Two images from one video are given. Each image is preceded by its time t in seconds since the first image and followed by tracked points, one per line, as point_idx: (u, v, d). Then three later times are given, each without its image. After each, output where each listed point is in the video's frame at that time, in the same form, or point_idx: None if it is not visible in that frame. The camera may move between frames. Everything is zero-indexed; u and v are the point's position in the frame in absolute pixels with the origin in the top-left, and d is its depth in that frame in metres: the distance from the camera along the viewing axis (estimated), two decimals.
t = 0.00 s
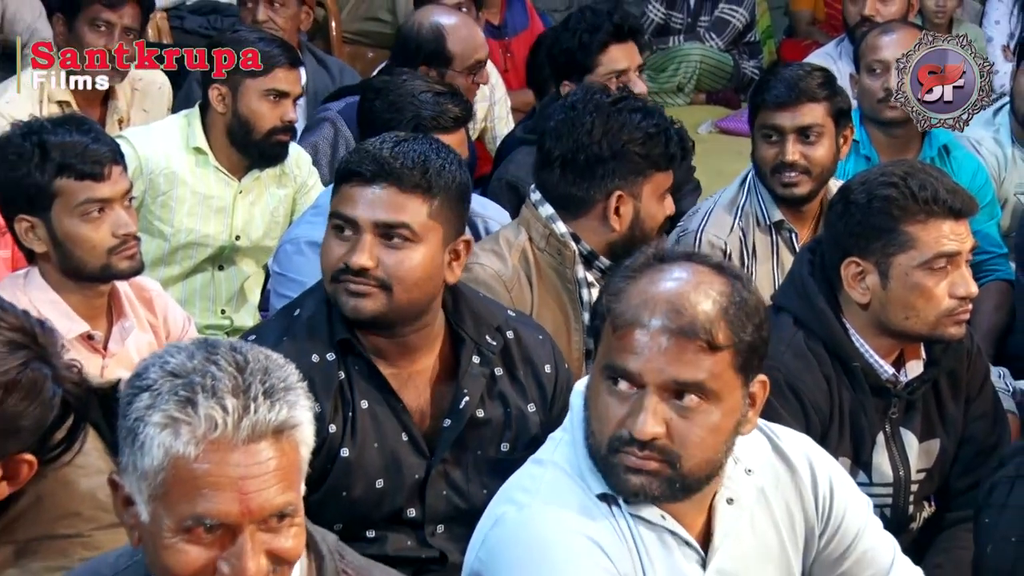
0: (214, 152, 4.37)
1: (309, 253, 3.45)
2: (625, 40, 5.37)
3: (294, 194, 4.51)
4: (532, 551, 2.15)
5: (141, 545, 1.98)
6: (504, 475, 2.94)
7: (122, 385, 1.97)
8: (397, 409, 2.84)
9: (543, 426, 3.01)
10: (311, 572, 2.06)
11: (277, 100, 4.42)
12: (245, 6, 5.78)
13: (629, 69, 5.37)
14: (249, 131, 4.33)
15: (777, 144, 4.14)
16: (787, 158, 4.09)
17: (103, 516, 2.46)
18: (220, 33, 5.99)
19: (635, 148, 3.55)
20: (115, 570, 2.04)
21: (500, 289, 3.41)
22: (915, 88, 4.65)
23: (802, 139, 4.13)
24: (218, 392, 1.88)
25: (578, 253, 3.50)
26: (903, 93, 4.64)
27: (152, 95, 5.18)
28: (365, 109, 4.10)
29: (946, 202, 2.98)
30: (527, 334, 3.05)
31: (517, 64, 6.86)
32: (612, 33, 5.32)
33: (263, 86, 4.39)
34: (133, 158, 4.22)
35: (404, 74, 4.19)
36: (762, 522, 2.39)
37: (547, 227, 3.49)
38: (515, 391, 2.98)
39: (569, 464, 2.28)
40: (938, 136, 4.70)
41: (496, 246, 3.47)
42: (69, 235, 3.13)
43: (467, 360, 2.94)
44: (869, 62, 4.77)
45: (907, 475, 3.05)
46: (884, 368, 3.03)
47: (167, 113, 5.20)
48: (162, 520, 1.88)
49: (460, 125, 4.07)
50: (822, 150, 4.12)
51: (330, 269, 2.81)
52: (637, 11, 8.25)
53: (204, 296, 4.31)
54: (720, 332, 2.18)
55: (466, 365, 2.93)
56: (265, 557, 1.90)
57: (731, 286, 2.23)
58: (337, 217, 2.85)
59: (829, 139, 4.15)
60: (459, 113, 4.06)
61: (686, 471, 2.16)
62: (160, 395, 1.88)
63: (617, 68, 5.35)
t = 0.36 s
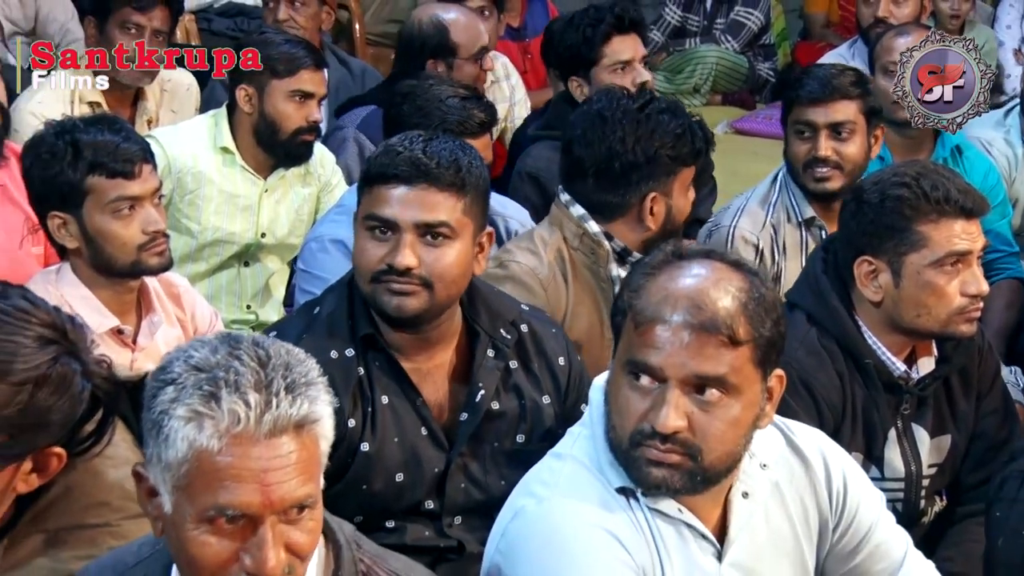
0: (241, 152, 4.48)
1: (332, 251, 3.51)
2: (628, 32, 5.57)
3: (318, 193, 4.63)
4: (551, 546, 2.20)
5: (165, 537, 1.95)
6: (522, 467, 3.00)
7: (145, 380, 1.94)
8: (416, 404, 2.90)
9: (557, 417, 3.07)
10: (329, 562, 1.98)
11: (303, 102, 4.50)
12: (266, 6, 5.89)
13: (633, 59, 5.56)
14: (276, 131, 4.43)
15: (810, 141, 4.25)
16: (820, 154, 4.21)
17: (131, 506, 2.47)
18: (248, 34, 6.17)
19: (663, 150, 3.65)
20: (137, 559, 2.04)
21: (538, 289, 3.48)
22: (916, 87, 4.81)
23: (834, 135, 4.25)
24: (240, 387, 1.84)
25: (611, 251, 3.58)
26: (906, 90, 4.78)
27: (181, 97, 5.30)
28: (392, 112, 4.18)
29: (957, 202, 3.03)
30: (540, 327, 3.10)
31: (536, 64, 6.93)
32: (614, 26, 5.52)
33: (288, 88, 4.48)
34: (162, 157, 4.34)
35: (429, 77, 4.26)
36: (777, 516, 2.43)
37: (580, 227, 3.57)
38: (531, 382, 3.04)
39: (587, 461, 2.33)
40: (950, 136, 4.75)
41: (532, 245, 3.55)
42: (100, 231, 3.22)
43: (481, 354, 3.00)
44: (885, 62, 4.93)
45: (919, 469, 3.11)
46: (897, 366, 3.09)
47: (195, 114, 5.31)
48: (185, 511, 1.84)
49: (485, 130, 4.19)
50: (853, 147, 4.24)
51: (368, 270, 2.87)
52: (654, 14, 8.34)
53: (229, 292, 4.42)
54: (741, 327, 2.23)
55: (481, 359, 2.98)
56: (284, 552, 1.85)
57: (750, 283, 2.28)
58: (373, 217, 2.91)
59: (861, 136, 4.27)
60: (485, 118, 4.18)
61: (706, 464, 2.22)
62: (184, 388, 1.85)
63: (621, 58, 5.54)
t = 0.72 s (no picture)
0: (262, 151, 4.55)
1: (350, 248, 3.57)
2: (631, 29, 5.64)
3: (337, 191, 4.69)
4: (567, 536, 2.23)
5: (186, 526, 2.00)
6: (538, 459, 3.06)
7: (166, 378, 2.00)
8: (435, 395, 2.95)
9: (571, 410, 3.12)
10: (351, 549, 2.02)
11: (322, 101, 4.56)
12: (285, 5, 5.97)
13: (636, 54, 5.61)
14: (295, 130, 4.49)
15: (827, 144, 4.29)
16: (836, 157, 4.26)
17: (151, 498, 2.53)
18: (268, 36, 6.25)
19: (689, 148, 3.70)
20: (161, 549, 2.07)
21: (572, 283, 3.52)
22: (914, 87, 4.94)
23: (850, 138, 4.28)
24: (253, 380, 1.89)
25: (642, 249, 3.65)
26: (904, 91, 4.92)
27: (204, 98, 5.34)
28: (407, 109, 4.23)
29: (967, 202, 3.08)
30: (554, 319, 3.16)
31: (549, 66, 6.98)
32: (617, 23, 5.61)
33: (309, 87, 4.54)
34: (184, 156, 4.40)
35: (442, 74, 4.36)
36: (787, 508, 2.47)
37: (613, 225, 3.64)
38: (546, 374, 3.09)
39: (599, 456, 2.38)
40: (958, 136, 4.83)
41: (564, 241, 3.61)
42: (123, 229, 3.29)
43: (498, 346, 3.05)
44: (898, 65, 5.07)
45: (927, 464, 3.16)
46: (906, 362, 3.14)
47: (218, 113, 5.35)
48: (204, 502, 1.89)
49: (498, 120, 4.24)
50: (869, 151, 4.28)
51: (396, 266, 2.92)
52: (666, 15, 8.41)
53: (249, 288, 4.49)
54: (753, 324, 2.27)
55: (498, 351, 3.04)
56: (301, 541, 1.89)
57: (762, 280, 2.33)
58: (401, 213, 2.96)
59: (877, 140, 4.30)
60: (497, 109, 4.22)
61: (717, 457, 2.26)
62: (200, 383, 1.90)
63: (623, 53, 5.59)
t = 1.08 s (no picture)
0: (283, 149, 4.58)
1: (370, 246, 3.61)
2: (637, 28, 5.68)
3: (356, 189, 4.74)
4: (580, 533, 2.26)
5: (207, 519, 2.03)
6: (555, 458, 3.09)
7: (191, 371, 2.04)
8: (454, 399, 2.98)
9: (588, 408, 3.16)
10: (369, 547, 2.04)
11: (343, 100, 4.61)
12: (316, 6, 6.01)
13: (643, 52, 5.64)
14: (316, 130, 4.52)
15: (826, 149, 4.32)
16: (836, 163, 4.28)
17: (172, 490, 2.57)
18: (289, 36, 6.30)
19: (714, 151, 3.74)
20: (183, 542, 2.10)
21: (587, 278, 3.55)
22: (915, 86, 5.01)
23: (851, 143, 4.30)
24: (276, 375, 1.92)
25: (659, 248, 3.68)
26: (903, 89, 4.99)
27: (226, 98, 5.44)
28: (434, 115, 4.26)
29: (983, 202, 3.11)
30: (571, 318, 3.19)
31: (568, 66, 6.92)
32: (624, 21, 5.65)
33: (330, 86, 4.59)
34: (206, 155, 4.44)
35: (467, 78, 4.39)
36: (803, 504, 2.49)
37: (630, 224, 3.66)
38: (564, 377, 3.13)
39: (617, 452, 2.40)
40: (973, 136, 4.89)
41: (581, 236, 3.64)
42: (146, 226, 3.33)
43: (516, 348, 3.09)
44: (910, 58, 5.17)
45: (941, 462, 3.19)
46: (921, 361, 3.17)
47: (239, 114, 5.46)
48: (225, 495, 1.93)
49: (523, 130, 4.33)
50: (869, 154, 4.30)
51: (413, 273, 2.96)
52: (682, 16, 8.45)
53: (270, 285, 4.53)
54: (771, 321, 2.30)
55: (516, 354, 3.07)
56: (320, 534, 1.92)
57: (781, 278, 2.36)
58: (417, 221, 2.99)
59: (878, 144, 4.32)
60: (523, 118, 4.30)
61: (734, 454, 2.29)
62: (223, 377, 1.94)
63: (631, 52, 5.61)
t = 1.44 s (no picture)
0: (298, 144, 4.64)
1: (383, 240, 3.65)
2: (651, 24, 5.72)
3: (371, 183, 4.77)
4: (592, 523, 2.29)
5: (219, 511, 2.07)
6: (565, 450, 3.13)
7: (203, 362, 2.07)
8: (460, 388, 3.01)
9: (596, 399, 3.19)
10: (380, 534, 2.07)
11: (358, 95, 4.65)
12: (346, 7, 6.07)
13: (657, 48, 5.67)
14: (331, 124, 4.58)
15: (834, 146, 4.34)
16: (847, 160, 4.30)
17: (186, 480, 2.60)
18: (306, 32, 6.33)
19: (726, 150, 3.78)
20: (196, 532, 2.13)
21: (595, 274, 3.58)
22: (915, 88, 5.08)
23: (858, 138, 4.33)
24: (286, 367, 1.95)
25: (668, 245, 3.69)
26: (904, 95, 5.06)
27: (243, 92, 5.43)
28: (445, 109, 4.35)
29: (992, 197, 3.14)
30: (578, 307, 3.22)
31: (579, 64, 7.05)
32: (638, 18, 5.69)
33: (345, 82, 4.64)
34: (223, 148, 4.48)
35: (479, 73, 4.48)
36: (813, 496, 2.52)
37: (640, 220, 3.69)
38: (571, 367, 3.16)
39: (627, 443, 2.43)
40: (983, 132, 4.91)
41: (591, 233, 3.67)
42: (165, 220, 3.36)
43: (522, 338, 3.12)
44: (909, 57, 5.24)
45: (950, 455, 3.22)
46: (930, 354, 3.19)
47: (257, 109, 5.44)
48: (237, 486, 1.96)
49: (535, 121, 4.28)
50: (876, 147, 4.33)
51: (419, 266, 2.99)
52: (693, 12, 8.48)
53: (285, 278, 4.55)
54: (788, 315, 2.33)
55: (522, 344, 3.11)
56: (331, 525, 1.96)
57: (795, 272, 2.38)
58: (423, 214, 3.03)
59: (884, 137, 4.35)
60: (534, 110, 4.28)
61: (750, 446, 2.32)
62: (234, 370, 1.97)
63: (645, 48, 5.65)
